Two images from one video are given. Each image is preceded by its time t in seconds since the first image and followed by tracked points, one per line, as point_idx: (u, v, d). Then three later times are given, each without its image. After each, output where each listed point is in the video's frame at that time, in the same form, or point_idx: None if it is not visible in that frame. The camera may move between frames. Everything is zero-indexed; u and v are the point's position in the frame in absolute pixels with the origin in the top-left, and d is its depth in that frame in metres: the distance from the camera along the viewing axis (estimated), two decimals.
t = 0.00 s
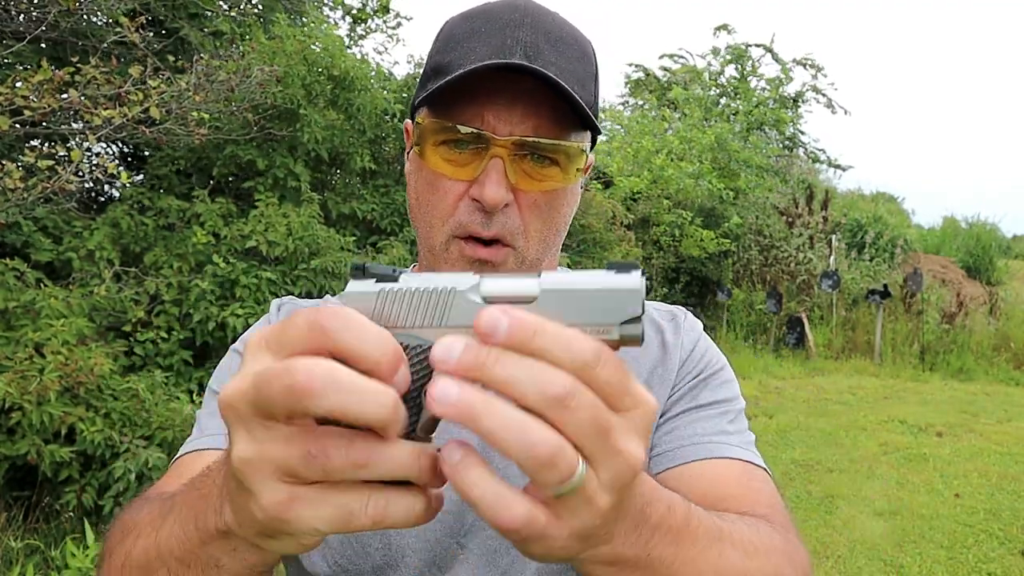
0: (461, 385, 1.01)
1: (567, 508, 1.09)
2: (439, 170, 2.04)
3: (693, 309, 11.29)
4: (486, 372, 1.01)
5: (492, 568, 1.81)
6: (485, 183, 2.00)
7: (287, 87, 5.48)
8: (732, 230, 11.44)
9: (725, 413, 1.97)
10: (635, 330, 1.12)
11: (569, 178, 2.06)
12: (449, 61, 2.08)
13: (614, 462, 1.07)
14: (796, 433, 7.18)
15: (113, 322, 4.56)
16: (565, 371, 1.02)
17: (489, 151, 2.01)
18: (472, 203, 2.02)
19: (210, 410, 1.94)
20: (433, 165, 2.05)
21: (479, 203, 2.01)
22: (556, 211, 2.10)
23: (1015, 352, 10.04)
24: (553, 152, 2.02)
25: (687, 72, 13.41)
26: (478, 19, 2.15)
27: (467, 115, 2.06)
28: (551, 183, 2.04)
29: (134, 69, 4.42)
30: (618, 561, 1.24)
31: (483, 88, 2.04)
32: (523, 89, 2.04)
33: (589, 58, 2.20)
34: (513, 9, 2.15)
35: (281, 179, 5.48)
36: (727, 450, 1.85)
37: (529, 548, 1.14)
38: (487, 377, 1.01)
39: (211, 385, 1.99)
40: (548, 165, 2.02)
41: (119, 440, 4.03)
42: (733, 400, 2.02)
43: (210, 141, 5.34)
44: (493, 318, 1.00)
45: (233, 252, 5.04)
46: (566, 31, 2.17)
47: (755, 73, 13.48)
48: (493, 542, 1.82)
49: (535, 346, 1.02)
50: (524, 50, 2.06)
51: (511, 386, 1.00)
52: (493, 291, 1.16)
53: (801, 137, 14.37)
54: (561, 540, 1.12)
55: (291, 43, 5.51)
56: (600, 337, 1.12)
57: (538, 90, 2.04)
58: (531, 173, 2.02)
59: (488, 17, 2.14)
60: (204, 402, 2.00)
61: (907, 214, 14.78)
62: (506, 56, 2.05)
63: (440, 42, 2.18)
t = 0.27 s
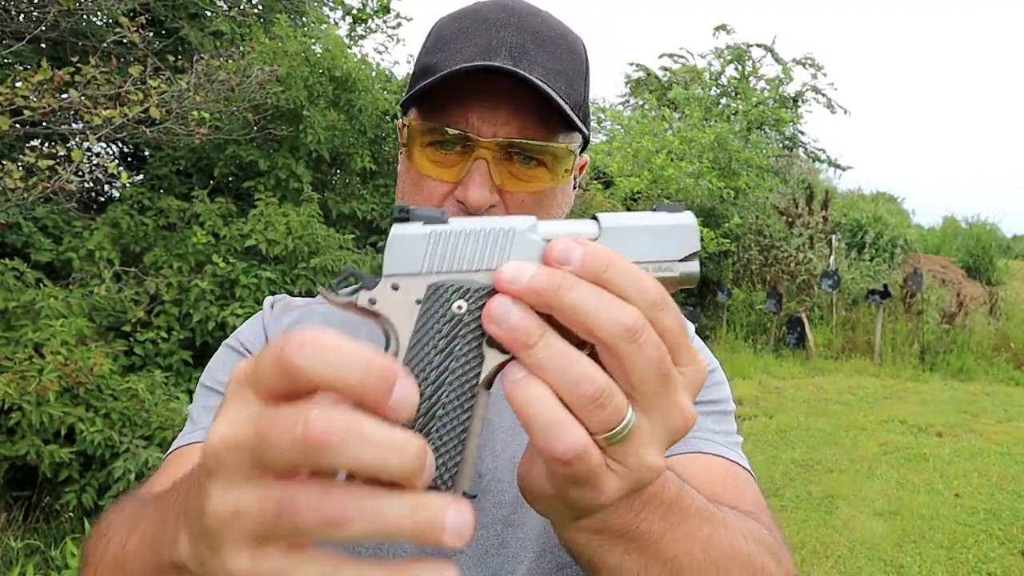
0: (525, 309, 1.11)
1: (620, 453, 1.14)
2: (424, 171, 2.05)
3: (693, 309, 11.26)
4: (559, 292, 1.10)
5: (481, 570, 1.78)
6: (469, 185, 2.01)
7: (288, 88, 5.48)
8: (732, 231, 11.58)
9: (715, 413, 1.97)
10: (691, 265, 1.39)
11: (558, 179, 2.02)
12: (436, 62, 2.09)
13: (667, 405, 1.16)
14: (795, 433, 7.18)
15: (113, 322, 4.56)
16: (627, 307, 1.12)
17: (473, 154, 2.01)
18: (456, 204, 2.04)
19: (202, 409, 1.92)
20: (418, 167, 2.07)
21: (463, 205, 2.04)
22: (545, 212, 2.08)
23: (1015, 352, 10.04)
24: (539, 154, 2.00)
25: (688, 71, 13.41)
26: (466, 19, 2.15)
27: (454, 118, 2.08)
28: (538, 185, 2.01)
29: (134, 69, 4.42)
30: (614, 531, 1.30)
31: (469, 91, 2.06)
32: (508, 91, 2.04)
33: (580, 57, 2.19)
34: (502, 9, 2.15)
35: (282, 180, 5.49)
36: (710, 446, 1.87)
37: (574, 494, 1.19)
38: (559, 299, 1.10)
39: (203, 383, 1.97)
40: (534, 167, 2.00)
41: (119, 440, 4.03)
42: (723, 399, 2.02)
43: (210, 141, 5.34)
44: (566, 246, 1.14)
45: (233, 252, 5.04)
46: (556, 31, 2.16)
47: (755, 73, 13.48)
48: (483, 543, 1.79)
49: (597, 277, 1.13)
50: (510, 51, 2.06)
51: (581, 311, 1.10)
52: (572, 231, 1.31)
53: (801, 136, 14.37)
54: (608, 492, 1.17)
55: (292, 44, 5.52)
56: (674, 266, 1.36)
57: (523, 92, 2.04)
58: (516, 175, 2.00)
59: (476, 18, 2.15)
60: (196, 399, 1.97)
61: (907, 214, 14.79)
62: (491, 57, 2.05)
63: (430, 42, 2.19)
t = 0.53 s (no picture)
0: (545, 283, 1.27)
1: (627, 439, 1.28)
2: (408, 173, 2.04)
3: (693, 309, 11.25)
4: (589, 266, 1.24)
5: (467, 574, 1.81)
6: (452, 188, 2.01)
7: (289, 88, 5.48)
8: (732, 230, 11.55)
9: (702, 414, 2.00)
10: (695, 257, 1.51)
11: (541, 181, 2.04)
12: (419, 65, 2.09)
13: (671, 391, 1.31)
14: (796, 433, 7.18)
15: (113, 323, 4.56)
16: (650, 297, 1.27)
17: (457, 155, 2.01)
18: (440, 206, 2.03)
19: (191, 428, 1.94)
20: (401, 169, 2.05)
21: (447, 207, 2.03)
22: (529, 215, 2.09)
23: (1015, 352, 10.04)
24: (524, 155, 2.01)
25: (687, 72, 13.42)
26: (449, 22, 2.16)
27: (437, 120, 2.08)
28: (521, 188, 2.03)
29: (134, 69, 4.42)
30: (600, 526, 1.44)
31: (452, 94, 2.06)
32: (491, 94, 2.05)
33: (564, 60, 2.21)
34: (484, 12, 2.16)
35: (284, 180, 5.48)
36: (695, 447, 1.90)
37: (583, 477, 1.29)
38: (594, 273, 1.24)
39: (189, 403, 1.99)
40: (518, 168, 2.01)
41: (119, 440, 4.03)
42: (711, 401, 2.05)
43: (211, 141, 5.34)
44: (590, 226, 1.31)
45: (233, 252, 5.04)
46: (540, 33, 2.17)
47: (755, 73, 13.49)
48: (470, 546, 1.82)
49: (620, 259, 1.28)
50: (494, 53, 2.07)
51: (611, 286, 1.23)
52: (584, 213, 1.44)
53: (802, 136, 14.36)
54: (613, 478, 1.30)
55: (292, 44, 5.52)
56: (680, 254, 1.49)
57: (507, 94, 2.05)
58: (500, 175, 2.01)
59: (459, 20, 2.15)
60: (184, 419, 2.00)
61: (907, 214, 14.78)
62: (474, 59, 2.05)
63: (413, 45, 2.19)
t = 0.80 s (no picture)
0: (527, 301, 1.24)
1: (616, 453, 1.29)
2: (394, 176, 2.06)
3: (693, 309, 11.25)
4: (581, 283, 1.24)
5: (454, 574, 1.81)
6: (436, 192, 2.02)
7: (289, 88, 5.48)
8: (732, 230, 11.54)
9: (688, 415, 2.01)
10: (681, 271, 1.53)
11: (527, 185, 2.05)
12: (404, 68, 2.10)
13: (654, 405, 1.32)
14: (795, 433, 7.18)
15: (113, 322, 4.57)
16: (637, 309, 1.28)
17: (442, 159, 2.02)
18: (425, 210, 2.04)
19: (175, 429, 1.93)
20: (388, 173, 2.08)
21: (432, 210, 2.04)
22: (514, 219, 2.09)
23: (1015, 352, 10.04)
24: (510, 159, 2.01)
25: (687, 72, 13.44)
26: (436, 24, 2.17)
27: (422, 123, 2.09)
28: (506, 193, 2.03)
29: (135, 69, 4.42)
30: (598, 541, 1.46)
31: (437, 95, 2.06)
32: (477, 98, 2.05)
33: (551, 64, 2.21)
34: (472, 14, 2.17)
35: (285, 181, 5.47)
36: (678, 449, 1.91)
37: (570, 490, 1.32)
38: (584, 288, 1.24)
39: (173, 403, 1.98)
40: (504, 172, 2.02)
41: (119, 440, 4.03)
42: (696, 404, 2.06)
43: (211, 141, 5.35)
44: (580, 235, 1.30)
45: (233, 252, 5.04)
46: (528, 37, 2.18)
47: (755, 73, 13.49)
48: (456, 547, 1.83)
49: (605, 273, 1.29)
50: (479, 56, 2.07)
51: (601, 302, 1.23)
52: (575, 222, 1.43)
53: (801, 136, 14.37)
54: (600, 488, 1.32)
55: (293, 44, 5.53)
56: (667, 268, 1.50)
57: (492, 96, 2.05)
58: (485, 179, 2.01)
59: (446, 22, 2.16)
60: (166, 419, 1.99)
61: (907, 214, 14.79)
62: (460, 62, 2.06)
63: (400, 48, 2.20)
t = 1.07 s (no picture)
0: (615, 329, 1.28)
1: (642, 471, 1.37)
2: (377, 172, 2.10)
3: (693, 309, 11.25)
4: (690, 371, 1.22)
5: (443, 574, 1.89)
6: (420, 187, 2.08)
7: (289, 88, 5.48)
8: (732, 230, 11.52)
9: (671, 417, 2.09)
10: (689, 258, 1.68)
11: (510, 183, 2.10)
12: (388, 65, 2.16)
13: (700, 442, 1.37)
14: (795, 433, 7.18)
15: (113, 323, 4.57)
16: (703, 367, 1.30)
17: (425, 156, 2.07)
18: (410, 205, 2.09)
19: (158, 430, 1.91)
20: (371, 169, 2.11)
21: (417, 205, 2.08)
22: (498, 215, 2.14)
23: (1016, 352, 10.04)
24: (492, 158, 2.06)
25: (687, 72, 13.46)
26: (420, 23, 2.23)
27: (407, 121, 2.15)
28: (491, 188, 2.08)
29: (134, 69, 4.41)
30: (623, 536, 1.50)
31: (420, 93, 2.12)
32: (459, 93, 2.11)
33: (534, 63, 2.28)
34: (455, 14, 2.24)
35: (284, 180, 5.46)
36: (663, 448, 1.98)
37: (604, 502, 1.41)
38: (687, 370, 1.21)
39: (155, 403, 1.98)
40: (487, 170, 2.06)
41: (119, 440, 4.03)
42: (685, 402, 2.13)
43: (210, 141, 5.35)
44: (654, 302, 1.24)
45: (233, 252, 5.03)
46: (511, 36, 2.25)
47: (755, 73, 13.49)
48: (443, 546, 1.91)
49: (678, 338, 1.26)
50: (462, 54, 2.13)
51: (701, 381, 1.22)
52: (563, 211, 1.60)
53: (801, 136, 14.37)
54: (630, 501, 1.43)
55: (292, 44, 5.53)
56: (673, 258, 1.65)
57: (474, 95, 2.11)
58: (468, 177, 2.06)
59: (429, 22, 2.22)
60: (148, 420, 1.99)
61: (908, 214, 14.79)
62: (444, 60, 2.12)
63: (384, 46, 2.26)
